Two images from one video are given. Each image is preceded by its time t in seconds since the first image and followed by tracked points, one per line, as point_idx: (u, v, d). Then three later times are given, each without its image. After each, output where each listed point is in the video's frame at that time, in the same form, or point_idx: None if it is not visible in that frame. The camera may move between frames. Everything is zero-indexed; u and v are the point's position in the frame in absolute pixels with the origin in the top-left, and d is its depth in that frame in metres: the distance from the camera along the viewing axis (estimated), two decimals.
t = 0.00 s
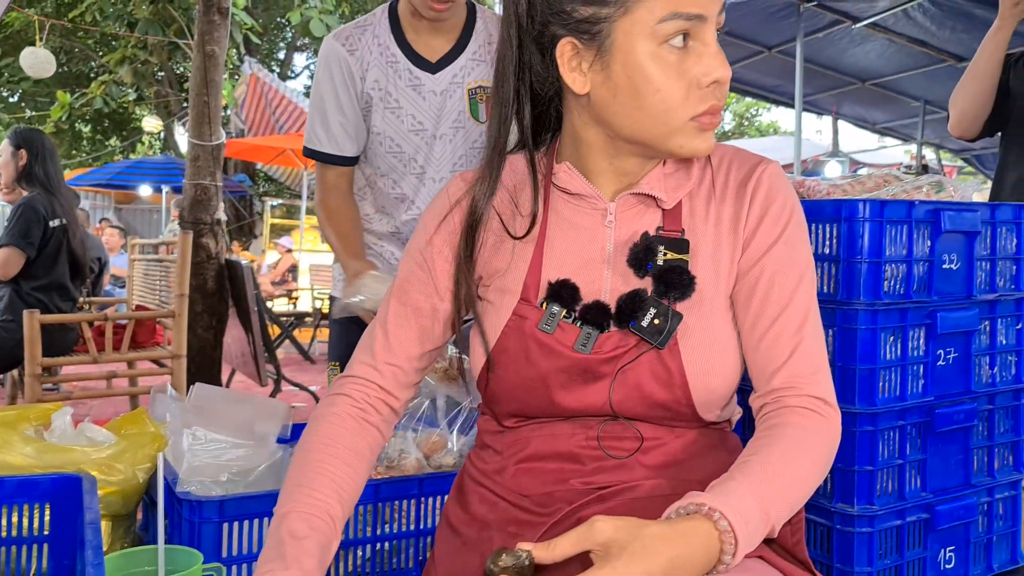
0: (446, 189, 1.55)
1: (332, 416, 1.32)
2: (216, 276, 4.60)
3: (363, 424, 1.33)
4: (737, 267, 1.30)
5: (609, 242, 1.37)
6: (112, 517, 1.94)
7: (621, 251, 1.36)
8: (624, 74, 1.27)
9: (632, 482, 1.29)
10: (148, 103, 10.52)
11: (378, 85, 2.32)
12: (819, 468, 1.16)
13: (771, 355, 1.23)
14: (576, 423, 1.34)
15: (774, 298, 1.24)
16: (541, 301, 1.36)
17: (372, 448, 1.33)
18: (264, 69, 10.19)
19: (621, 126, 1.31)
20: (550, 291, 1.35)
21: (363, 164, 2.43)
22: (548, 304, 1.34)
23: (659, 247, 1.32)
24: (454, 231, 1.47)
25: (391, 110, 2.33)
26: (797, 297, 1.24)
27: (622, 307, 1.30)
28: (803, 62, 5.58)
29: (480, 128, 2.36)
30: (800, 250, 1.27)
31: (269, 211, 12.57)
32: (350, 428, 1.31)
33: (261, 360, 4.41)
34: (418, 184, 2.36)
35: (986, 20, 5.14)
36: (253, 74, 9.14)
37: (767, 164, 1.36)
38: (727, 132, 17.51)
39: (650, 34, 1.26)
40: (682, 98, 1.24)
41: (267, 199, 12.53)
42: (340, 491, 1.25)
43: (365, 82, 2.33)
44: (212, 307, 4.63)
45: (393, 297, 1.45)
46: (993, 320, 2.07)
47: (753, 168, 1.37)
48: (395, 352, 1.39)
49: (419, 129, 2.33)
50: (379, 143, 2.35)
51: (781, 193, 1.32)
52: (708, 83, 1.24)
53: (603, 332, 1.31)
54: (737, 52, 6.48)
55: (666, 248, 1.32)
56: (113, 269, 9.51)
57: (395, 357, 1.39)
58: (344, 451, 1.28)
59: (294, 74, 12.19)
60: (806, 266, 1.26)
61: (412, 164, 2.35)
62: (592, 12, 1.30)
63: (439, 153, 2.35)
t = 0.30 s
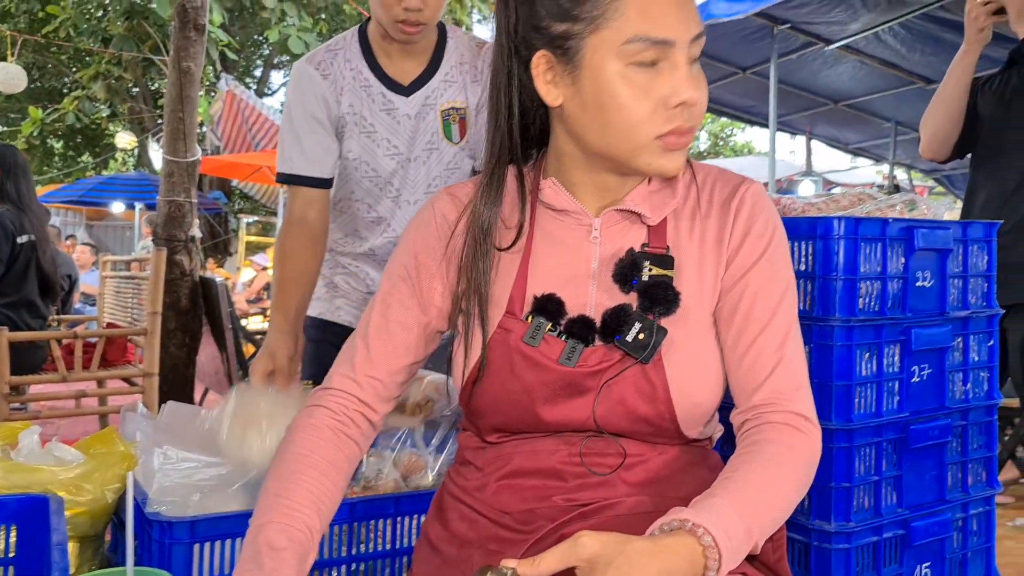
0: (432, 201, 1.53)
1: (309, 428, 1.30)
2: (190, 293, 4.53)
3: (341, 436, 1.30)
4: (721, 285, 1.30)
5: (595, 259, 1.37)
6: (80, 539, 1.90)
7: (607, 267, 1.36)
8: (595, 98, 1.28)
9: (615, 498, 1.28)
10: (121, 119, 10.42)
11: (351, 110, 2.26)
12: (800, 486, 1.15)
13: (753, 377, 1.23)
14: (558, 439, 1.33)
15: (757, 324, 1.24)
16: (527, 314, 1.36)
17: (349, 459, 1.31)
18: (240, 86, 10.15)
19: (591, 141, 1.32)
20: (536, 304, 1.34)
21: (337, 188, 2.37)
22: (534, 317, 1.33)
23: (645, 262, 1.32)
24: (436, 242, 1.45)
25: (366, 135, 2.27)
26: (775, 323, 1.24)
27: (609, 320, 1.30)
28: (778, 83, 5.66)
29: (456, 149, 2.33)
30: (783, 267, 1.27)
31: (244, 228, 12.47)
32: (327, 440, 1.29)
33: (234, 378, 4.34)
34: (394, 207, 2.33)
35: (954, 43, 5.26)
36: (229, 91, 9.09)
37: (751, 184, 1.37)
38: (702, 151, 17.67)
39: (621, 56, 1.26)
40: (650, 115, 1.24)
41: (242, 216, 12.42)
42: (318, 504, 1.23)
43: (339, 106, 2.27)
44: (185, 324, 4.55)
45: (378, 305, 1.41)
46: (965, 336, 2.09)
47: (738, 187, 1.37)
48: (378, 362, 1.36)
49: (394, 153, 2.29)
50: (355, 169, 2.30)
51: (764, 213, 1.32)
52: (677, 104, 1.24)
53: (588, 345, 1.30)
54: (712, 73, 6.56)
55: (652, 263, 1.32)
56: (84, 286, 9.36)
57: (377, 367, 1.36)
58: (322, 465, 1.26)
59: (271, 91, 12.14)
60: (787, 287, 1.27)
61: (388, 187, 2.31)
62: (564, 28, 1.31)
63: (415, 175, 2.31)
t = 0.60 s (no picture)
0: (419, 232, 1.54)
1: (285, 448, 1.26)
2: (167, 329, 4.48)
3: (318, 457, 1.28)
4: (703, 326, 1.31)
5: (575, 295, 1.37)
6: None
7: (588, 303, 1.36)
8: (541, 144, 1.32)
9: (594, 536, 1.27)
10: (103, 154, 10.39)
11: (328, 158, 2.24)
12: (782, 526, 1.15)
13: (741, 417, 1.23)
14: (538, 476, 1.31)
15: (732, 372, 1.25)
16: (508, 347, 1.35)
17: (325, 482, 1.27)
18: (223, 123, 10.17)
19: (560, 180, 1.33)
20: (519, 337, 1.35)
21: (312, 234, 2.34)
22: (515, 349, 1.34)
23: (627, 300, 1.33)
24: (416, 274, 1.45)
25: (342, 182, 2.26)
26: (751, 373, 1.24)
27: (591, 356, 1.30)
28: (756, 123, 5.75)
29: (431, 193, 2.35)
30: (763, 310, 1.28)
31: (224, 264, 12.39)
32: (304, 460, 1.26)
33: (210, 416, 4.28)
34: (370, 252, 2.33)
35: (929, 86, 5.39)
36: (212, 128, 9.10)
37: (734, 225, 1.39)
38: (682, 192, 17.85)
39: (517, 114, 1.29)
40: (530, 167, 1.28)
41: (222, 252, 12.35)
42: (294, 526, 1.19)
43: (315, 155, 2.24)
44: (161, 360, 4.49)
45: (358, 332, 1.41)
46: (943, 375, 2.10)
47: (719, 229, 1.39)
48: (357, 390, 1.34)
49: (370, 200, 2.29)
50: (332, 217, 2.29)
51: (748, 255, 1.34)
52: (568, 168, 1.26)
53: (569, 380, 1.30)
54: (691, 113, 6.67)
55: (633, 301, 1.33)
56: (60, 322, 9.23)
57: (354, 395, 1.34)
58: (299, 484, 1.23)
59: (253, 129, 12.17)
60: (769, 328, 1.28)
61: (365, 233, 2.31)
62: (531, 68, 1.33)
63: (392, 221, 2.32)
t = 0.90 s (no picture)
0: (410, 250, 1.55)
1: (287, 466, 1.29)
2: (163, 341, 4.48)
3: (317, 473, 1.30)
4: (696, 336, 1.32)
5: (565, 308, 1.39)
6: None
7: (577, 316, 1.38)
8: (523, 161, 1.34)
9: (587, 552, 1.28)
10: (102, 166, 10.42)
11: (325, 192, 2.24)
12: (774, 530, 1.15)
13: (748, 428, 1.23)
14: (531, 491, 1.32)
15: (727, 385, 1.26)
16: (498, 362, 1.38)
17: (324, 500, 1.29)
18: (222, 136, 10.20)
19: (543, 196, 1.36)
20: (508, 351, 1.37)
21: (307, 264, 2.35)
22: (505, 363, 1.36)
23: (616, 314, 1.35)
24: (412, 287, 1.46)
25: (339, 215, 2.27)
26: (746, 382, 1.25)
27: (582, 372, 1.32)
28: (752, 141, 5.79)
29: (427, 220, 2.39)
30: (757, 317, 1.29)
31: (222, 277, 12.38)
32: (304, 475, 1.29)
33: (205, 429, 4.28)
34: (366, 280, 2.37)
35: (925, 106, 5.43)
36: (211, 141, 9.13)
37: (726, 233, 1.40)
38: (679, 209, 17.86)
39: (491, 127, 1.32)
40: (504, 179, 1.31)
41: (220, 265, 12.35)
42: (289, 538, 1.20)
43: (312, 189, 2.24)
44: (157, 372, 4.49)
45: (360, 348, 1.43)
46: (938, 395, 2.11)
47: (711, 237, 1.40)
48: (349, 408, 1.36)
49: (368, 230, 2.31)
50: (330, 250, 2.31)
51: (740, 263, 1.35)
52: (537, 182, 1.28)
53: (560, 395, 1.32)
54: (688, 130, 6.71)
55: (622, 315, 1.35)
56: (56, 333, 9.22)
57: (349, 415, 1.36)
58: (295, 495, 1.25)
59: (252, 142, 12.20)
60: (766, 335, 1.29)
61: (362, 262, 2.34)
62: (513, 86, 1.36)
63: (388, 249, 2.36)
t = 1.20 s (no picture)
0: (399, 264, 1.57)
1: (283, 481, 1.30)
2: (160, 347, 4.48)
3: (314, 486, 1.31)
4: (673, 325, 1.32)
5: (549, 314, 1.39)
6: None
7: (562, 322, 1.38)
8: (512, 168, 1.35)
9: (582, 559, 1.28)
10: (100, 171, 10.42)
11: (320, 212, 2.25)
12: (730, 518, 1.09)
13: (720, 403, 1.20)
14: (524, 499, 1.33)
15: (699, 364, 1.25)
16: (486, 370, 1.38)
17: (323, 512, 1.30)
18: (220, 141, 10.19)
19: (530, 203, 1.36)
20: (496, 360, 1.37)
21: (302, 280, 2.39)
22: (493, 371, 1.36)
23: (599, 319, 1.35)
24: (402, 299, 1.49)
25: (334, 234, 2.29)
26: (725, 362, 1.22)
27: (566, 379, 1.31)
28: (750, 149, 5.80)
29: (422, 236, 2.41)
30: (739, 305, 1.28)
31: (219, 282, 12.37)
32: (302, 488, 1.30)
33: (201, 434, 4.28)
34: (361, 297, 2.41)
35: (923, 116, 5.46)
36: (209, 146, 9.12)
37: (709, 230, 1.40)
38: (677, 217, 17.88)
39: (478, 132, 1.33)
40: (489, 183, 1.33)
41: (217, 270, 12.34)
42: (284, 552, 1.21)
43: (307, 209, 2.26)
44: (154, 378, 4.49)
45: (358, 360, 1.44)
46: (934, 405, 2.11)
47: (693, 234, 1.40)
48: (342, 423, 1.37)
49: (362, 248, 2.33)
50: (324, 268, 2.34)
51: (723, 255, 1.35)
52: (522, 187, 1.29)
53: (547, 402, 1.32)
54: (686, 139, 6.73)
55: (606, 320, 1.35)
56: (53, 338, 9.19)
57: (346, 426, 1.37)
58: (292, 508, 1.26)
59: (250, 147, 12.20)
60: (745, 322, 1.26)
61: (356, 279, 2.38)
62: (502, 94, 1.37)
63: (383, 266, 2.39)
